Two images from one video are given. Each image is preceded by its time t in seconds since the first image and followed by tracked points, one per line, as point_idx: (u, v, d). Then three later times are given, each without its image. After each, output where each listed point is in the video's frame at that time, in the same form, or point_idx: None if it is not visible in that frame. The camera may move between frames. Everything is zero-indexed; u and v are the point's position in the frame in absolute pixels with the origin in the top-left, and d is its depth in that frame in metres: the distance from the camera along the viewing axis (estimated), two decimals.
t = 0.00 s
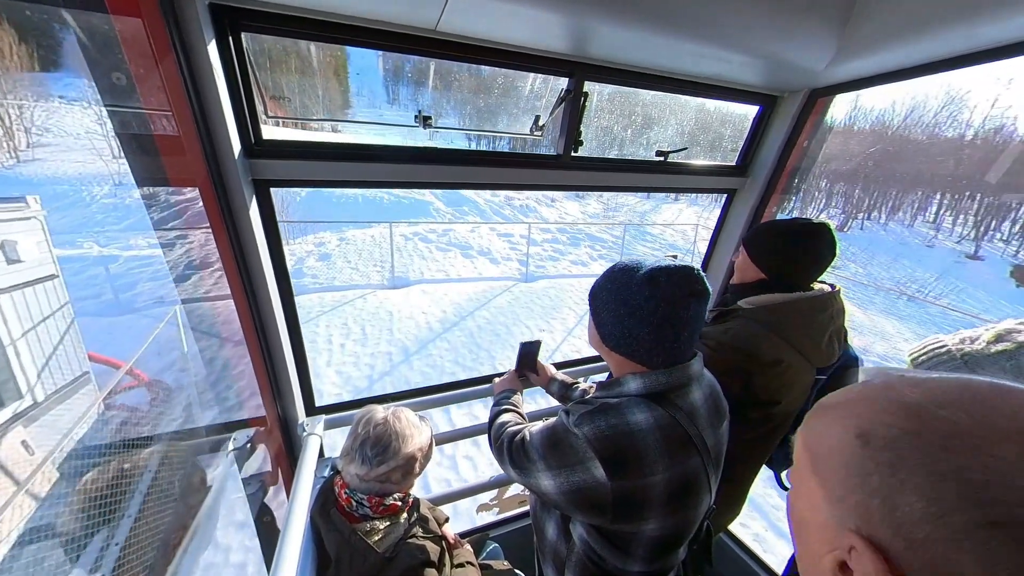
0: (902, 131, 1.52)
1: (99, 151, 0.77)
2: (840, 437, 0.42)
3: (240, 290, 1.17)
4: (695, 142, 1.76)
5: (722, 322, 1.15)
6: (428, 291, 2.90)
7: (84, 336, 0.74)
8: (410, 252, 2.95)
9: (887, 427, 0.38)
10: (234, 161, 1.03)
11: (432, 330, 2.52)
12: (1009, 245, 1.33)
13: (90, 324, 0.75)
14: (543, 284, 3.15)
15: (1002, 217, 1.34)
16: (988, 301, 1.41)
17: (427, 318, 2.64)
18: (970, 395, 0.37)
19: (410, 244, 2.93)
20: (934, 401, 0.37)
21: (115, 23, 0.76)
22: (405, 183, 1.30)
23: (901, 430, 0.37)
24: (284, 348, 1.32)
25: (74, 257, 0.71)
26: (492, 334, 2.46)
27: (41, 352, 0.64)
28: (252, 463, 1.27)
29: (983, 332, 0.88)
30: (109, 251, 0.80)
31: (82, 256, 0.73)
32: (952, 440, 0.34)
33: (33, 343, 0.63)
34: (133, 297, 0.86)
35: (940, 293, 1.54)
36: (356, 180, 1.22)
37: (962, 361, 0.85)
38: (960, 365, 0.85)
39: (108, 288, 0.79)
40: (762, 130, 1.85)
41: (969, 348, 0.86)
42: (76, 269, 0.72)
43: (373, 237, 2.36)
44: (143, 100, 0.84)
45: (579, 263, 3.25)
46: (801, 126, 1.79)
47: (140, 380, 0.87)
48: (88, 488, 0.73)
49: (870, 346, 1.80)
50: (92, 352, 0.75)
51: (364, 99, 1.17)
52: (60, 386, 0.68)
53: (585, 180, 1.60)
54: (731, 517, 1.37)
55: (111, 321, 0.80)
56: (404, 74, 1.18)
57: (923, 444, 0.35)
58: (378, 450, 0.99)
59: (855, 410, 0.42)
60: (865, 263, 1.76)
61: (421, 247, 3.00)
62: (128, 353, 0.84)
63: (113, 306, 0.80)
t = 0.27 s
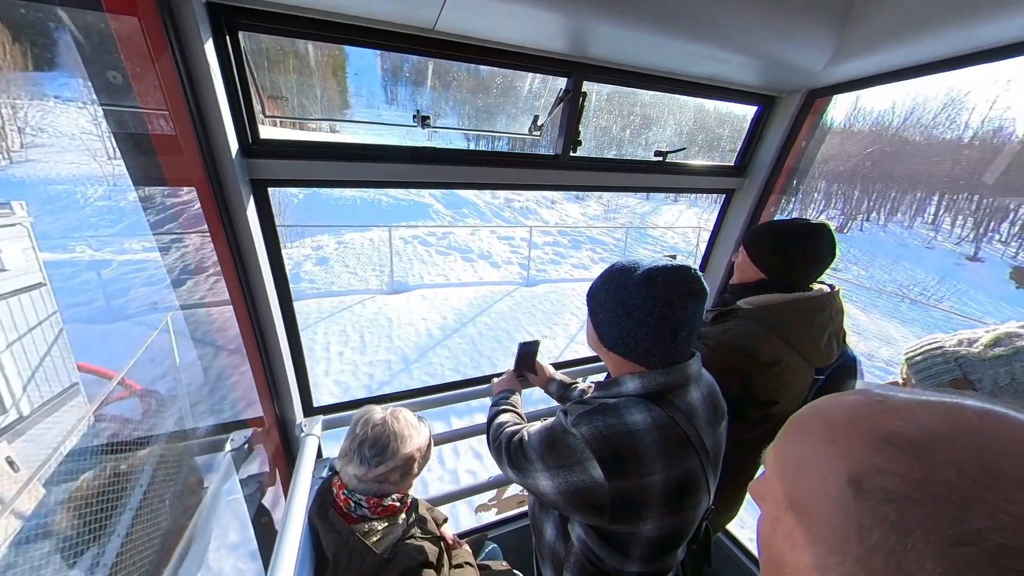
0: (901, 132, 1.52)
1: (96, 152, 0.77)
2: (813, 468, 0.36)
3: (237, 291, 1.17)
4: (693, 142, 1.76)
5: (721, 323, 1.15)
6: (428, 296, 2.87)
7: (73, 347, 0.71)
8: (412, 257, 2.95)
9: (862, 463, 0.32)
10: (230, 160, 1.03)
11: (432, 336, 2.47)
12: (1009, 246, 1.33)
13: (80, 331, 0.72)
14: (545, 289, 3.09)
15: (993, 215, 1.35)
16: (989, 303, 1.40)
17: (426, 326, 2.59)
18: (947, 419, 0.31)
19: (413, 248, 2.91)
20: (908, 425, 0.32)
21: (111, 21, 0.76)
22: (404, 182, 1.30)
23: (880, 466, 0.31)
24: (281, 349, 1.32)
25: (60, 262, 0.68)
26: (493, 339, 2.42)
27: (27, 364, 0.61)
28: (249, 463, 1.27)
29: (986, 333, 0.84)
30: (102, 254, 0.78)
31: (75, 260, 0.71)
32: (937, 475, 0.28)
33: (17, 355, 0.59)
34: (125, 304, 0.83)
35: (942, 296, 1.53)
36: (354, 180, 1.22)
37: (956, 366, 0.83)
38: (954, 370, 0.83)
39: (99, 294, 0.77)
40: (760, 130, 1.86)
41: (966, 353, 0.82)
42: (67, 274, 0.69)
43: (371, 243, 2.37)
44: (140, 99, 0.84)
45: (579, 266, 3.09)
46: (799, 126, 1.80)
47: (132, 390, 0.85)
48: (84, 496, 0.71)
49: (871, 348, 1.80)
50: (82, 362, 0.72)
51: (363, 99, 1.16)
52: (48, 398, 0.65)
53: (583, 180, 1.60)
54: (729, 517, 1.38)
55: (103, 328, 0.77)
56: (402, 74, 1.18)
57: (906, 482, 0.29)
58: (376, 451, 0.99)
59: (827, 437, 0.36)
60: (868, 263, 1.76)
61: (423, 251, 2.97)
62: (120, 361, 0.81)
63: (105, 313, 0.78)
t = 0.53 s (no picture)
0: (896, 133, 1.53)
1: (89, 152, 0.77)
2: (838, 493, 0.33)
3: (233, 291, 1.17)
4: (688, 142, 1.76)
5: (717, 322, 1.15)
6: (428, 302, 2.69)
7: (60, 357, 0.69)
8: (399, 260, 2.52)
9: (907, 498, 0.29)
10: (226, 160, 1.03)
11: (432, 344, 2.36)
12: (1007, 248, 1.33)
13: (67, 340, 0.70)
14: (546, 293, 2.92)
15: (985, 216, 1.36)
16: (990, 306, 1.40)
17: (426, 331, 2.49)
18: (995, 446, 0.28)
19: (401, 250, 2.51)
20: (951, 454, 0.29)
21: (105, 21, 0.75)
22: (401, 182, 1.30)
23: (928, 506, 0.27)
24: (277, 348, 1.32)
25: (46, 267, 0.67)
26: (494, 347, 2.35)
27: (12, 377, 0.59)
28: (243, 464, 1.27)
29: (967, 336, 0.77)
30: (94, 259, 0.78)
31: (66, 265, 0.71)
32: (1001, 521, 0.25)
33: None
34: (117, 310, 0.82)
35: (943, 300, 1.53)
36: (351, 180, 1.22)
37: (940, 369, 0.75)
38: (938, 374, 0.76)
39: (89, 300, 0.75)
40: (756, 130, 1.87)
41: (951, 355, 0.75)
42: (57, 279, 0.68)
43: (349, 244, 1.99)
44: (134, 99, 0.83)
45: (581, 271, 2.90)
46: (794, 127, 1.81)
47: (121, 401, 0.83)
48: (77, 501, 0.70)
49: (871, 352, 1.79)
50: (68, 372, 0.70)
51: (360, 99, 1.16)
52: (33, 412, 0.63)
53: (579, 180, 1.60)
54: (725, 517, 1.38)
55: (93, 335, 0.76)
56: (399, 74, 1.17)
57: (966, 529, 0.25)
58: (372, 451, 0.99)
59: (854, 460, 0.33)
60: (868, 264, 1.75)
61: (429, 258, 2.76)
62: (111, 373, 0.81)
63: (95, 319, 0.77)
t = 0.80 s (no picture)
0: (891, 135, 1.55)
1: (83, 152, 0.77)
2: (854, 509, 0.31)
3: (230, 292, 1.16)
4: (685, 143, 1.77)
5: (714, 322, 1.16)
6: (428, 308, 2.82)
7: (47, 368, 0.67)
8: (399, 262, 2.69)
9: (939, 528, 0.26)
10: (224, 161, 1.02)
11: (432, 352, 2.35)
12: (1003, 250, 1.34)
13: (56, 349, 0.69)
14: (547, 298, 3.06)
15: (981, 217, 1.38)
16: (988, 307, 1.41)
17: (426, 339, 2.48)
18: None
19: (400, 253, 2.65)
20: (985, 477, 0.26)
21: (102, 21, 0.75)
22: (400, 183, 1.30)
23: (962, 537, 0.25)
24: (274, 350, 1.31)
25: (32, 272, 0.66)
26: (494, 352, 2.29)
27: None
28: (242, 465, 1.27)
29: (957, 332, 0.84)
30: (84, 264, 0.77)
31: (55, 270, 0.70)
32: None
33: None
34: (105, 317, 0.81)
35: (943, 302, 1.54)
36: (349, 181, 1.22)
37: (930, 363, 0.82)
38: (928, 368, 0.82)
39: (77, 308, 0.75)
40: (752, 131, 1.87)
41: (942, 351, 0.82)
42: (45, 285, 0.68)
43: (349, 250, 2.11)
44: (130, 99, 0.83)
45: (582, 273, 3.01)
46: (790, 128, 1.81)
47: (112, 412, 0.82)
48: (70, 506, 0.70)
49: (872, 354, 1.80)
50: (55, 385, 0.68)
51: (358, 99, 1.16)
52: (17, 428, 0.61)
53: (577, 181, 1.61)
54: (722, 516, 1.39)
55: (82, 344, 0.75)
56: (397, 75, 1.18)
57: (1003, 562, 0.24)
58: (371, 452, 0.98)
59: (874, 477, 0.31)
60: (867, 266, 1.77)
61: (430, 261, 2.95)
62: (101, 385, 0.79)
63: (83, 327, 0.75)
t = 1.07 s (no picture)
0: (883, 136, 1.56)
1: (72, 152, 0.76)
2: (824, 527, 0.30)
3: (223, 292, 1.15)
4: (681, 144, 1.78)
5: (709, 322, 1.16)
6: (426, 313, 2.80)
7: (29, 378, 0.65)
8: (395, 268, 2.82)
9: (907, 549, 0.25)
10: (216, 161, 1.01)
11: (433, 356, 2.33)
12: (997, 251, 1.36)
13: (38, 361, 0.67)
14: (547, 302, 3.02)
15: (975, 218, 1.39)
16: (984, 307, 1.42)
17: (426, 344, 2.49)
18: (991, 479, 0.25)
19: (398, 258, 2.82)
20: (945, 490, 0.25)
21: (91, 19, 0.75)
22: (396, 183, 1.30)
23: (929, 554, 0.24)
24: (268, 351, 1.30)
25: (16, 279, 0.64)
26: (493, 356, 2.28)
27: None
28: (235, 469, 1.27)
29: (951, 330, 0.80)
30: (72, 269, 0.76)
31: (39, 276, 0.69)
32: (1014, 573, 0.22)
33: None
34: (93, 326, 0.79)
35: (940, 303, 1.55)
36: (345, 181, 1.22)
37: (920, 361, 0.79)
38: (918, 365, 0.79)
39: (62, 318, 0.73)
40: (747, 132, 1.89)
41: (933, 349, 0.78)
42: (29, 292, 0.66)
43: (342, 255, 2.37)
44: (121, 98, 0.82)
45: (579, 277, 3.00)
46: (783, 129, 1.82)
47: (98, 426, 0.80)
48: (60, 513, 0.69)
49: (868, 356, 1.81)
50: (37, 399, 0.66)
51: (353, 100, 1.16)
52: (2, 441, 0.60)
53: (573, 181, 1.61)
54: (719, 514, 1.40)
55: (68, 353, 0.73)
56: (393, 76, 1.17)
57: None
58: (366, 453, 0.98)
59: (841, 492, 0.29)
60: (864, 269, 1.78)
61: (426, 265, 3.05)
62: (92, 389, 0.79)
63: (68, 336, 0.74)
